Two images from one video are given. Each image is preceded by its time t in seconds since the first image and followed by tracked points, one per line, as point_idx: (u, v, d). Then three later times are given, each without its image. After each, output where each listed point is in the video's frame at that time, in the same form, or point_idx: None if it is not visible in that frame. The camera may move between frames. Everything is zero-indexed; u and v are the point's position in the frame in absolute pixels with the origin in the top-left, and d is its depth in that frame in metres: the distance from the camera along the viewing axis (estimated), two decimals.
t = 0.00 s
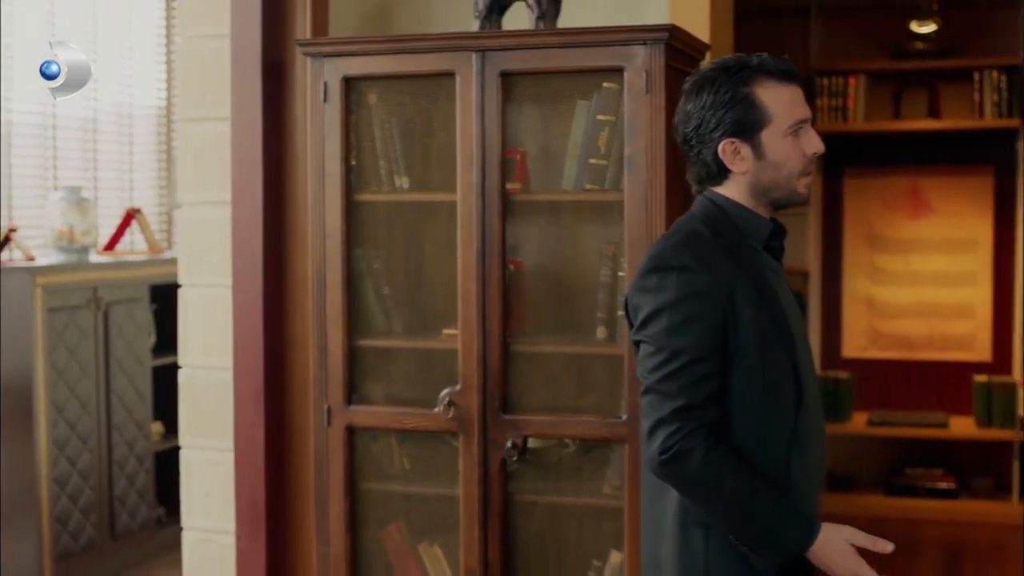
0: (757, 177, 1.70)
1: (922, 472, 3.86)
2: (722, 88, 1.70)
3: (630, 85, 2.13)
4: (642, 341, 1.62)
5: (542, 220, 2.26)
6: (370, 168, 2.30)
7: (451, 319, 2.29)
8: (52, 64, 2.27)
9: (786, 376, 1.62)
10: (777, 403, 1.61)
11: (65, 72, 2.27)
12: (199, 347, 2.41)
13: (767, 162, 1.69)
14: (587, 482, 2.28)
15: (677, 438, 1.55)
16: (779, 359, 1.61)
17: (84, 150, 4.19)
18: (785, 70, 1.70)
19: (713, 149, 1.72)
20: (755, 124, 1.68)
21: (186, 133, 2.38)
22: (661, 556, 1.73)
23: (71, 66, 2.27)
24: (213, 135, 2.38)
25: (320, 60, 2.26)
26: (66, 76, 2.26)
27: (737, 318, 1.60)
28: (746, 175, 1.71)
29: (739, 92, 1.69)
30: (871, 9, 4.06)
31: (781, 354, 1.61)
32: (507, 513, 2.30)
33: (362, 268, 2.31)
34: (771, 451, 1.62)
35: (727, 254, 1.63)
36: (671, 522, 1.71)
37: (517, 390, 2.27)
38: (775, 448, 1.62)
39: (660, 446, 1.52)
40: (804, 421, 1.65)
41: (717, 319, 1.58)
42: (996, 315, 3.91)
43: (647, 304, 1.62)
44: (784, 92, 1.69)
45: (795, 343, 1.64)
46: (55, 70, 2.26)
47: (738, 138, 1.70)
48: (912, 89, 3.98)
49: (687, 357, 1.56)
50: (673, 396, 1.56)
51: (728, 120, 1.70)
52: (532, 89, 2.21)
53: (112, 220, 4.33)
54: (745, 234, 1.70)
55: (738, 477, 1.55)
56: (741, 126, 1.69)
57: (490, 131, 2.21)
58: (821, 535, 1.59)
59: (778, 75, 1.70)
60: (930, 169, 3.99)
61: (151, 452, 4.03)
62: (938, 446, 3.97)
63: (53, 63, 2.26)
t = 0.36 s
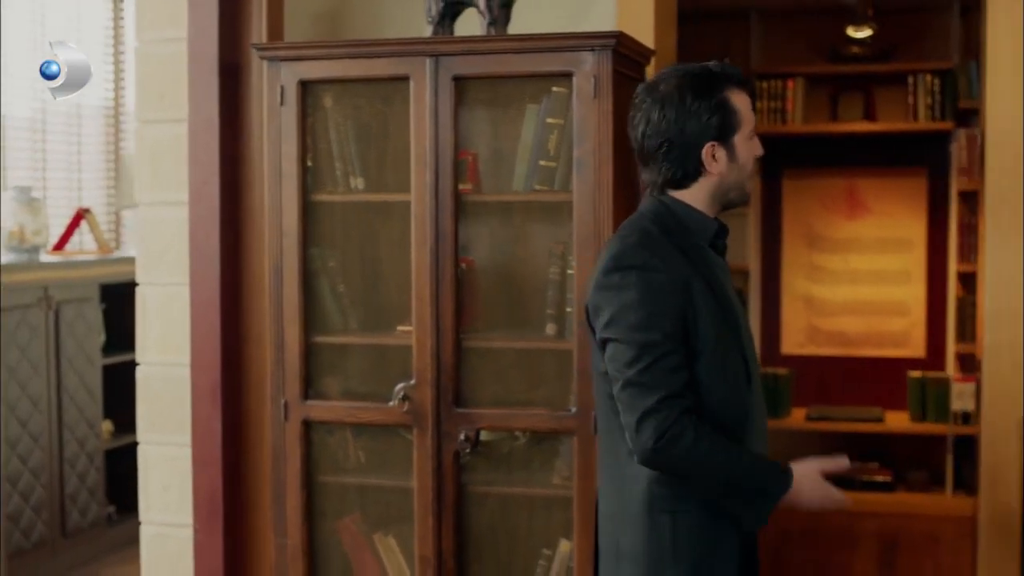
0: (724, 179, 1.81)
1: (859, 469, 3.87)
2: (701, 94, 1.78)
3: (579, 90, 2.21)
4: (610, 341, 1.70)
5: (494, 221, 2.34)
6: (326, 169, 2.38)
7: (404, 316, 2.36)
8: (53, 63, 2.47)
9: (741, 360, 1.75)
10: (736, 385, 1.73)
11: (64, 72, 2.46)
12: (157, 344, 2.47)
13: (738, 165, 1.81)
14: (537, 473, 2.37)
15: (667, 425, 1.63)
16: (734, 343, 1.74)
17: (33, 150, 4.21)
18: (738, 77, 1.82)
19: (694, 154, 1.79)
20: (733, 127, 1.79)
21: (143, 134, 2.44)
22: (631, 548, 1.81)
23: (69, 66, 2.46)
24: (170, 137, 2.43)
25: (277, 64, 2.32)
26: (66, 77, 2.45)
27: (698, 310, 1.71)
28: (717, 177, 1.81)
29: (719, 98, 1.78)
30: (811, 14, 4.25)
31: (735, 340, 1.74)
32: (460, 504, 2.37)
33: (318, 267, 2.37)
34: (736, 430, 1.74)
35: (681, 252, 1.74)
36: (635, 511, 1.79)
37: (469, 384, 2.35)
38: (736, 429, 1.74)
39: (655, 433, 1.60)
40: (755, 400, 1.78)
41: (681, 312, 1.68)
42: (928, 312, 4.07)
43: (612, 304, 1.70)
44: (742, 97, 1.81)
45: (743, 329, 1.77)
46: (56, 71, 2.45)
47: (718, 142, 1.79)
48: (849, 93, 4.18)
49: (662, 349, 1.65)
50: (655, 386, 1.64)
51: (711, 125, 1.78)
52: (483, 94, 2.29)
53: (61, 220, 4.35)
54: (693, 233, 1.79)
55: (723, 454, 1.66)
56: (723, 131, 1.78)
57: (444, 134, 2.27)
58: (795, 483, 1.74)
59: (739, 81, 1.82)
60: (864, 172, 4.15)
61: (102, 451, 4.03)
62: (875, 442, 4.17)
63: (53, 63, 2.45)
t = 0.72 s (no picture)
0: (659, 179, 1.90)
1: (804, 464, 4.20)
2: (629, 96, 1.89)
3: (532, 94, 2.29)
4: (568, 336, 1.79)
5: (450, 221, 2.42)
6: (285, 170, 2.44)
7: (362, 313, 2.43)
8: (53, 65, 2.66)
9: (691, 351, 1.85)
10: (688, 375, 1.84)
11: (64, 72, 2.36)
12: (118, 342, 2.52)
13: (670, 165, 1.89)
14: (492, 465, 2.45)
15: (624, 415, 1.73)
16: (685, 335, 1.84)
17: None
18: (679, 80, 1.91)
19: (621, 153, 1.90)
20: (660, 129, 1.88)
21: (104, 136, 2.49)
22: (586, 533, 1.90)
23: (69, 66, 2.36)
24: (130, 138, 2.48)
25: (237, 67, 2.37)
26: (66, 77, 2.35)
27: (651, 305, 1.80)
28: (650, 177, 1.90)
29: (645, 101, 1.89)
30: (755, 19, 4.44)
31: (687, 333, 1.84)
32: (417, 496, 2.45)
33: (277, 265, 2.43)
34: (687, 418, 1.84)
35: (635, 250, 1.84)
36: (591, 499, 1.87)
37: (426, 379, 2.42)
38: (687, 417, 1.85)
39: (615, 424, 1.69)
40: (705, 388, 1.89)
41: (635, 307, 1.77)
42: (869, 309, 4.25)
43: (570, 301, 1.79)
44: (682, 100, 1.91)
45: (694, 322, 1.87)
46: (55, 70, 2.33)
47: (645, 143, 1.88)
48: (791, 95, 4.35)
49: (619, 343, 1.74)
50: (614, 378, 1.74)
51: (636, 128, 1.88)
52: (439, 98, 2.37)
53: (14, 219, 4.43)
54: (646, 230, 1.90)
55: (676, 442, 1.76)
56: (647, 133, 1.88)
57: (401, 136, 2.34)
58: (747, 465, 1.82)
59: (678, 85, 1.91)
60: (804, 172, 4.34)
61: (56, 449, 4.04)
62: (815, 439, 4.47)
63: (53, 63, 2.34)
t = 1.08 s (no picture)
0: (616, 178, 1.99)
1: (756, 456, 4.45)
2: (585, 100, 1.99)
3: (494, 95, 2.37)
4: (519, 322, 1.90)
5: (415, 218, 2.50)
6: (254, 169, 2.50)
7: (330, 308, 2.50)
8: (52, 64, 2.39)
9: (642, 357, 1.92)
10: (633, 379, 1.92)
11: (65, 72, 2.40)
12: (89, 337, 2.57)
13: (625, 164, 1.98)
14: (456, 454, 2.53)
15: (547, 407, 1.83)
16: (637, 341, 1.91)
17: None
18: (634, 85, 2.00)
19: (578, 154, 2.00)
20: (614, 132, 1.97)
21: (74, 135, 2.54)
22: (532, 503, 2.02)
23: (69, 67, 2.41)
24: (101, 137, 2.54)
25: (207, 68, 2.43)
26: (66, 77, 2.39)
27: (602, 303, 1.88)
28: (607, 177, 1.99)
29: (599, 104, 1.98)
30: (699, 22, 4.63)
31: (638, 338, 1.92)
32: (383, 485, 2.52)
33: (246, 261, 2.50)
34: (626, 422, 1.92)
35: (596, 250, 1.92)
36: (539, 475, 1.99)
37: (392, 372, 2.49)
38: (630, 419, 1.92)
39: (533, 414, 1.79)
40: (658, 396, 1.95)
41: (584, 304, 1.85)
42: (820, 307, 4.48)
43: (524, 290, 1.89)
44: (638, 102, 1.99)
45: (651, 329, 1.94)
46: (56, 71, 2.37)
47: (600, 145, 1.98)
48: (744, 97, 4.50)
49: (561, 337, 1.83)
50: (547, 370, 1.83)
51: (590, 129, 1.98)
52: (404, 98, 2.44)
53: None
54: (609, 229, 1.98)
55: (596, 444, 1.85)
56: (601, 134, 1.97)
57: (367, 136, 2.41)
58: (662, 506, 1.88)
59: (633, 89, 2.00)
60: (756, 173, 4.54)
61: (20, 445, 4.07)
62: (769, 434, 4.66)
63: (54, 63, 2.37)
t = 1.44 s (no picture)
0: (580, 174, 2.08)
1: (715, 449, 4.57)
2: (550, 99, 2.07)
3: (461, 95, 2.45)
4: (484, 313, 1.98)
5: (384, 214, 2.58)
6: (227, 167, 2.57)
7: (301, 302, 2.57)
8: (53, 64, 2.55)
9: (603, 345, 2.02)
10: (594, 367, 2.01)
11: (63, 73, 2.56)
12: (63, 331, 2.63)
13: (588, 162, 2.07)
14: (424, 443, 2.61)
15: (514, 394, 1.91)
16: (598, 330, 2.01)
17: None
18: (597, 86, 2.10)
19: (543, 152, 2.09)
20: (579, 130, 2.06)
21: (49, 133, 2.60)
22: (498, 489, 2.10)
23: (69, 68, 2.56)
24: (75, 136, 2.60)
25: (181, 68, 2.50)
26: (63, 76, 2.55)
27: (564, 293, 1.97)
28: (571, 173, 2.08)
29: (564, 103, 2.07)
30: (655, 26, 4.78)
31: (599, 328, 2.01)
32: (353, 474, 2.59)
33: (218, 256, 2.57)
34: (588, 408, 2.01)
35: (559, 243, 2.01)
36: (506, 463, 2.07)
37: (362, 363, 2.57)
38: (592, 406, 2.02)
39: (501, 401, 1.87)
40: (618, 383, 2.05)
41: (546, 294, 1.94)
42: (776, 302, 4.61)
43: (489, 282, 1.97)
44: (599, 102, 2.09)
45: (611, 319, 2.04)
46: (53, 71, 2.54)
47: (564, 142, 2.07)
48: (702, 97, 4.67)
49: (526, 326, 1.92)
50: (514, 358, 1.91)
51: (555, 127, 2.07)
52: (373, 99, 2.52)
53: None
54: (570, 224, 2.08)
55: (561, 429, 1.93)
56: (566, 133, 2.06)
57: (337, 135, 2.49)
58: (624, 486, 1.98)
59: (595, 89, 2.10)
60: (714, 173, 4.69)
61: None
62: (727, 427, 4.80)
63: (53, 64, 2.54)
